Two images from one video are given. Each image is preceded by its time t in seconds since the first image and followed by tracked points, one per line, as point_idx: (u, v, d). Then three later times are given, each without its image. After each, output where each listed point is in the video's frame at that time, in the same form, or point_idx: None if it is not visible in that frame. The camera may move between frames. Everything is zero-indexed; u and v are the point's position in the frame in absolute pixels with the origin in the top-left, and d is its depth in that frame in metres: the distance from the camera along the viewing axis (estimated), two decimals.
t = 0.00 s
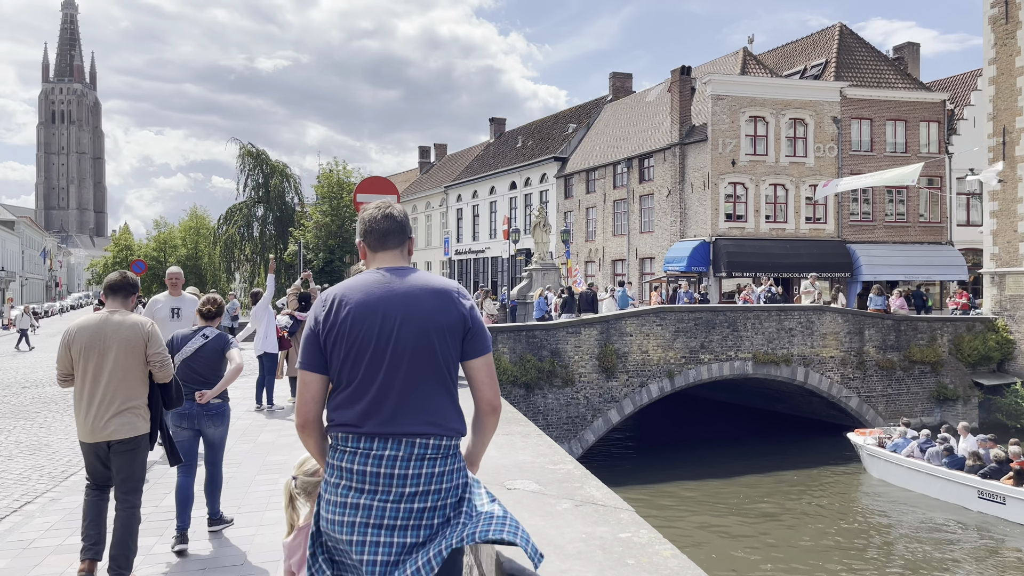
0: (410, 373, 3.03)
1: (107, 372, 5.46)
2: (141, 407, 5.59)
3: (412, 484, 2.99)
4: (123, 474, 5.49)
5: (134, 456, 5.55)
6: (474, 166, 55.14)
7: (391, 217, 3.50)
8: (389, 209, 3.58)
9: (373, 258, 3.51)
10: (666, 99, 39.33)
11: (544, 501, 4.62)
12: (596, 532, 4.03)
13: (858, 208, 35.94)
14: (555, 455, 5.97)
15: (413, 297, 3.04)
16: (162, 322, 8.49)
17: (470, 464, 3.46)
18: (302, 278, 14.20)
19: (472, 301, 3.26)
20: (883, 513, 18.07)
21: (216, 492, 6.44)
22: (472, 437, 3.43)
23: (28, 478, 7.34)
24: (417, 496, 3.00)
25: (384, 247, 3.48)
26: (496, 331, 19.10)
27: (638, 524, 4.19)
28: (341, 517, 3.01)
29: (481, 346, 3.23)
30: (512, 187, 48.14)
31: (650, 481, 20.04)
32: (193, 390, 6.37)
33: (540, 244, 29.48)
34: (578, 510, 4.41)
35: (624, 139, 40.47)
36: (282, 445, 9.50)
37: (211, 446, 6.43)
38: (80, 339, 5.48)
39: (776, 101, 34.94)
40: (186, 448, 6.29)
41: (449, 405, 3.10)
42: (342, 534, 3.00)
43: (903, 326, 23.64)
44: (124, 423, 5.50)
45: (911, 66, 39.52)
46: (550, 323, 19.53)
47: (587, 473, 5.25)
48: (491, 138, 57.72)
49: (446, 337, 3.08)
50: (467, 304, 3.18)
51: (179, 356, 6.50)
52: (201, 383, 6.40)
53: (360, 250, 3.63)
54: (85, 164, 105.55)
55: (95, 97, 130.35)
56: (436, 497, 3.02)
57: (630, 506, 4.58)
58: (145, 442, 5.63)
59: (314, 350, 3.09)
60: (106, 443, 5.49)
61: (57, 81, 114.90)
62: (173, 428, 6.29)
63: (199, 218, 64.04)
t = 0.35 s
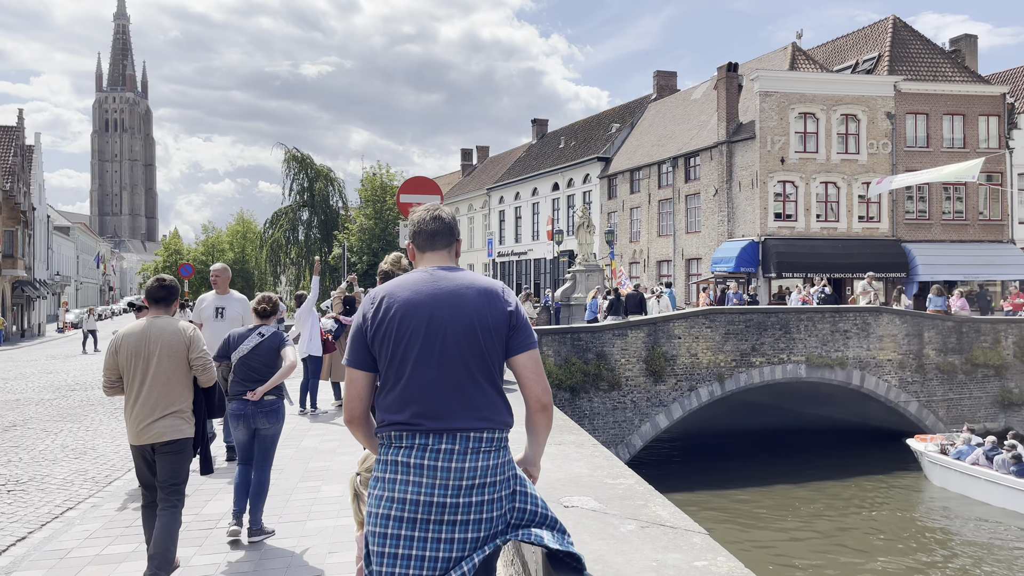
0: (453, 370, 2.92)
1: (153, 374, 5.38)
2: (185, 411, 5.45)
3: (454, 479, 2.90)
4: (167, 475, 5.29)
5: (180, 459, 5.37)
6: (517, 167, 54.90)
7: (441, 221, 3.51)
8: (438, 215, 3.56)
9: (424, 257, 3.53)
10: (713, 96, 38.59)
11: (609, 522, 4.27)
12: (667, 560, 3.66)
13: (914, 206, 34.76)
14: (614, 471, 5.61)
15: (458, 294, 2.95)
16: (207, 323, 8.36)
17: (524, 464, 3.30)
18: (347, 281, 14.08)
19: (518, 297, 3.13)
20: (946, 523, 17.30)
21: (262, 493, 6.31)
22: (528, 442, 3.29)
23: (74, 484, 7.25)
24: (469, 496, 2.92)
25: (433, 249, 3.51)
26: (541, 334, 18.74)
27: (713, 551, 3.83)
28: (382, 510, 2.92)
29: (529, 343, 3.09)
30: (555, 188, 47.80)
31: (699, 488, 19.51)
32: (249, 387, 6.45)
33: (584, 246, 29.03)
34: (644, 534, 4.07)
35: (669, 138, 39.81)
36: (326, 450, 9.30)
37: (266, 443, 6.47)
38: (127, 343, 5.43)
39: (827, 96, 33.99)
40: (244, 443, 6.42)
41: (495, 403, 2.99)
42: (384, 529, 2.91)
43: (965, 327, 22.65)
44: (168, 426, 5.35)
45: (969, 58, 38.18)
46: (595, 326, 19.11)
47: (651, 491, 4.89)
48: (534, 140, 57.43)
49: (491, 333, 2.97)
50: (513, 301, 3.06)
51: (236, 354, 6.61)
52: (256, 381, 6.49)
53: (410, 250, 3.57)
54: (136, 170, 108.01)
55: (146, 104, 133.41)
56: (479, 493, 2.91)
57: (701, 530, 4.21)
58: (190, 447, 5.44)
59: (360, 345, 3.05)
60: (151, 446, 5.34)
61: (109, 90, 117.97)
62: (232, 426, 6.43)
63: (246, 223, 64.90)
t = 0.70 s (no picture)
0: (480, 374, 2.98)
1: (163, 376, 5.39)
2: (197, 412, 5.47)
3: (484, 483, 2.93)
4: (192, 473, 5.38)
5: (198, 460, 5.42)
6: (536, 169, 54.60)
7: (472, 224, 3.52)
8: (468, 218, 3.57)
9: (451, 264, 3.54)
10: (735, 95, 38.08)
11: (643, 557, 4.00)
12: None
13: (941, 206, 34.07)
14: (645, 492, 5.30)
15: (486, 299, 3.00)
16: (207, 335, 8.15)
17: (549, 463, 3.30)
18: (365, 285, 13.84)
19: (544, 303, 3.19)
20: (979, 532, 16.81)
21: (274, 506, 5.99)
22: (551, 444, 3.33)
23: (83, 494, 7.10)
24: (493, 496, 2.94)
25: (462, 253, 3.50)
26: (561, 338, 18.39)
27: None
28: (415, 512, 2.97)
29: (554, 349, 3.14)
30: (574, 190, 47.49)
31: (723, 496, 19.14)
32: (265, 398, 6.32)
33: (604, 248, 28.68)
34: (683, 570, 3.79)
35: (690, 138, 39.36)
36: (342, 460, 9.08)
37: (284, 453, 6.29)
38: (136, 346, 5.43)
39: (852, 95, 33.42)
40: (263, 454, 6.28)
41: (521, 407, 3.04)
42: (417, 530, 2.96)
43: (997, 330, 22.03)
44: (180, 428, 5.37)
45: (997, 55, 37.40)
46: (617, 329, 18.76)
47: (686, 518, 4.59)
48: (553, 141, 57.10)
49: (516, 338, 3.02)
50: (539, 306, 3.12)
51: (252, 365, 6.46)
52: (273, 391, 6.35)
53: (438, 255, 3.61)
54: (159, 174, 109.03)
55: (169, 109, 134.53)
56: (509, 496, 2.94)
57: (744, 566, 3.92)
58: (205, 447, 5.48)
59: (391, 348, 3.10)
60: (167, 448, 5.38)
61: (132, 94, 119.18)
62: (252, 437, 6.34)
63: (266, 227, 65.18)
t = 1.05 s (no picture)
0: (486, 368, 2.84)
1: (177, 383, 5.42)
2: (208, 419, 5.51)
3: (493, 481, 2.75)
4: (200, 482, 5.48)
5: (207, 467, 5.48)
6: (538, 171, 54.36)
7: (481, 218, 3.30)
8: (476, 210, 3.36)
9: (460, 258, 3.33)
10: (738, 96, 37.84)
11: None
12: None
13: (947, 207, 33.78)
14: (671, 508, 5.03)
15: (491, 295, 2.87)
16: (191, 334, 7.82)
17: (557, 450, 3.16)
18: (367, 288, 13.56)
19: (556, 298, 3.02)
20: (992, 536, 16.55)
21: (286, 500, 6.21)
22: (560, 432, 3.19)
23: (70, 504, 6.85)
24: (498, 494, 2.74)
25: (470, 246, 3.30)
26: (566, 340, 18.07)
27: None
28: (423, 509, 2.83)
29: (565, 345, 2.98)
30: (577, 192, 47.28)
31: (731, 500, 18.86)
32: (269, 397, 6.37)
33: (608, 250, 28.39)
34: None
35: (693, 139, 39.11)
36: (343, 468, 8.82)
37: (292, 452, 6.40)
38: (152, 349, 5.47)
39: (857, 95, 33.15)
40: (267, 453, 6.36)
41: (529, 404, 2.87)
42: (425, 529, 2.82)
43: (1007, 332, 21.72)
44: (192, 434, 5.42)
45: (1003, 54, 37.13)
46: (623, 331, 18.47)
47: (717, 537, 4.34)
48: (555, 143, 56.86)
49: (523, 332, 2.87)
50: (548, 301, 2.95)
51: (254, 362, 6.49)
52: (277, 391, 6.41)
53: (448, 249, 3.41)
54: (160, 178, 108.84)
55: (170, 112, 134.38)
56: (521, 497, 2.74)
57: None
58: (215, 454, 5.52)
59: (400, 346, 3.02)
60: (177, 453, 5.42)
61: (132, 98, 119.16)
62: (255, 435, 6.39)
63: (267, 230, 64.92)
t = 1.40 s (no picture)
0: (452, 388, 3.11)
1: (187, 383, 5.58)
2: (216, 421, 5.67)
3: (457, 500, 3.07)
4: (204, 488, 5.57)
5: (213, 470, 5.64)
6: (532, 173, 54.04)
7: (453, 237, 3.48)
8: (451, 228, 3.54)
9: (433, 276, 3.52)
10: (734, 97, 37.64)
11: None
12: None
13: (943, 209, 33.64)
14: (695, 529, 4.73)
15: (454, 317, 3.12)
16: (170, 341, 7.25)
17: (540, 481, 3.40)
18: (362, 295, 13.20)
19: (523, 316, 3.24)
20: (994, 542, 16.33)
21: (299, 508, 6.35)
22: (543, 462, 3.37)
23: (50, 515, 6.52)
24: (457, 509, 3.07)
25: (442, 266, 3.48)
26: (563, 343, 17.76)
27: None
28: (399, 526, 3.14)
29: (532, 360, 3.19)
30: (571, 194, 47.01)
31: (730, 506, 18.59)
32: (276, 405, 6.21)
33: (603, 252, 28.11)
34: None
35: (689, 141, 38.91)
36: (337, 479, 8.50)
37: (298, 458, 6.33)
38: (162, 350, 5.64)
39: (853, 97, 32.99)
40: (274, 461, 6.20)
41: (496, 421, 3.14)
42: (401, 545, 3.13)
43: (1007, 335, 21.50)
44: (199, 437, 5.59)
45: (999, 56, 37.03)
46: (620, 335, 18.18)
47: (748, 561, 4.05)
48: (549, 144, 56.57)
49: (486, 351, 3.12)
50: (512, 318, 3.17)
51: (265, 370, 6.37)
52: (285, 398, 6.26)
53: (425, 263, 3.60)
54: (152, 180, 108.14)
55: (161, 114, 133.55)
56: (480, 513, 3.08)
57: None
58: (222, 458, 5.69)
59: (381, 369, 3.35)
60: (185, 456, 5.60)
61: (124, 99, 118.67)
62: (261, 441, 6.23)
63: (260, 232, 64.43)
